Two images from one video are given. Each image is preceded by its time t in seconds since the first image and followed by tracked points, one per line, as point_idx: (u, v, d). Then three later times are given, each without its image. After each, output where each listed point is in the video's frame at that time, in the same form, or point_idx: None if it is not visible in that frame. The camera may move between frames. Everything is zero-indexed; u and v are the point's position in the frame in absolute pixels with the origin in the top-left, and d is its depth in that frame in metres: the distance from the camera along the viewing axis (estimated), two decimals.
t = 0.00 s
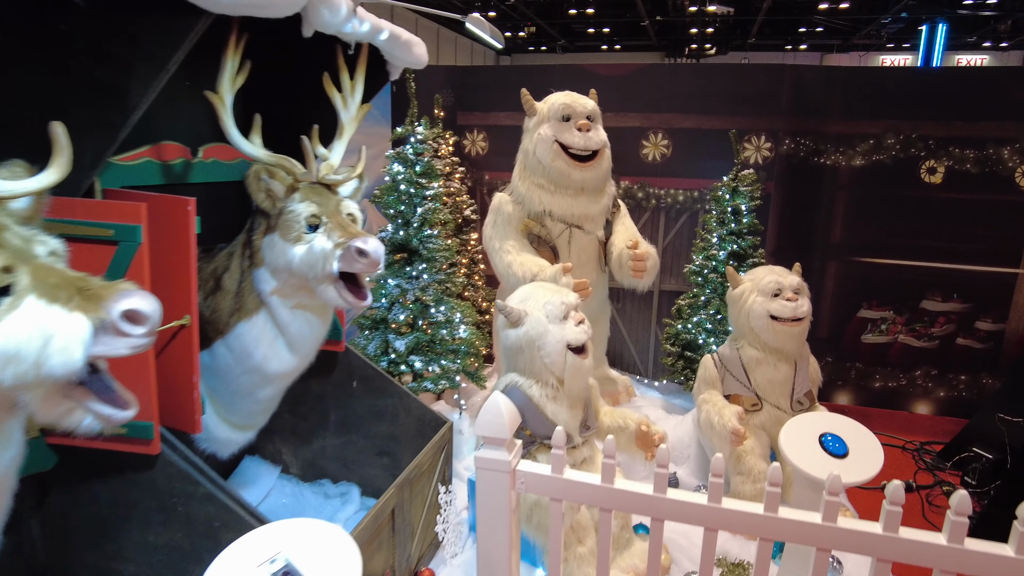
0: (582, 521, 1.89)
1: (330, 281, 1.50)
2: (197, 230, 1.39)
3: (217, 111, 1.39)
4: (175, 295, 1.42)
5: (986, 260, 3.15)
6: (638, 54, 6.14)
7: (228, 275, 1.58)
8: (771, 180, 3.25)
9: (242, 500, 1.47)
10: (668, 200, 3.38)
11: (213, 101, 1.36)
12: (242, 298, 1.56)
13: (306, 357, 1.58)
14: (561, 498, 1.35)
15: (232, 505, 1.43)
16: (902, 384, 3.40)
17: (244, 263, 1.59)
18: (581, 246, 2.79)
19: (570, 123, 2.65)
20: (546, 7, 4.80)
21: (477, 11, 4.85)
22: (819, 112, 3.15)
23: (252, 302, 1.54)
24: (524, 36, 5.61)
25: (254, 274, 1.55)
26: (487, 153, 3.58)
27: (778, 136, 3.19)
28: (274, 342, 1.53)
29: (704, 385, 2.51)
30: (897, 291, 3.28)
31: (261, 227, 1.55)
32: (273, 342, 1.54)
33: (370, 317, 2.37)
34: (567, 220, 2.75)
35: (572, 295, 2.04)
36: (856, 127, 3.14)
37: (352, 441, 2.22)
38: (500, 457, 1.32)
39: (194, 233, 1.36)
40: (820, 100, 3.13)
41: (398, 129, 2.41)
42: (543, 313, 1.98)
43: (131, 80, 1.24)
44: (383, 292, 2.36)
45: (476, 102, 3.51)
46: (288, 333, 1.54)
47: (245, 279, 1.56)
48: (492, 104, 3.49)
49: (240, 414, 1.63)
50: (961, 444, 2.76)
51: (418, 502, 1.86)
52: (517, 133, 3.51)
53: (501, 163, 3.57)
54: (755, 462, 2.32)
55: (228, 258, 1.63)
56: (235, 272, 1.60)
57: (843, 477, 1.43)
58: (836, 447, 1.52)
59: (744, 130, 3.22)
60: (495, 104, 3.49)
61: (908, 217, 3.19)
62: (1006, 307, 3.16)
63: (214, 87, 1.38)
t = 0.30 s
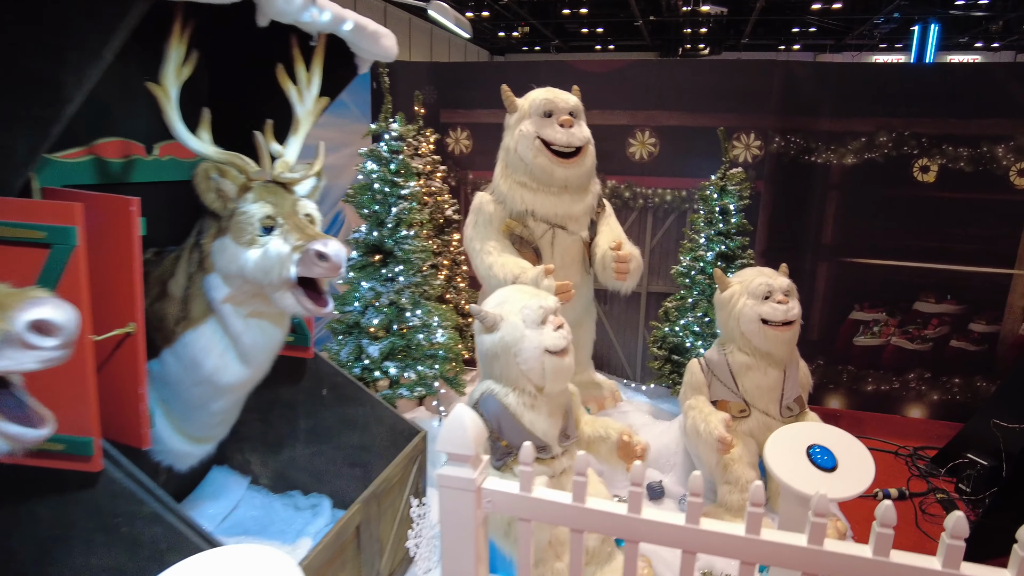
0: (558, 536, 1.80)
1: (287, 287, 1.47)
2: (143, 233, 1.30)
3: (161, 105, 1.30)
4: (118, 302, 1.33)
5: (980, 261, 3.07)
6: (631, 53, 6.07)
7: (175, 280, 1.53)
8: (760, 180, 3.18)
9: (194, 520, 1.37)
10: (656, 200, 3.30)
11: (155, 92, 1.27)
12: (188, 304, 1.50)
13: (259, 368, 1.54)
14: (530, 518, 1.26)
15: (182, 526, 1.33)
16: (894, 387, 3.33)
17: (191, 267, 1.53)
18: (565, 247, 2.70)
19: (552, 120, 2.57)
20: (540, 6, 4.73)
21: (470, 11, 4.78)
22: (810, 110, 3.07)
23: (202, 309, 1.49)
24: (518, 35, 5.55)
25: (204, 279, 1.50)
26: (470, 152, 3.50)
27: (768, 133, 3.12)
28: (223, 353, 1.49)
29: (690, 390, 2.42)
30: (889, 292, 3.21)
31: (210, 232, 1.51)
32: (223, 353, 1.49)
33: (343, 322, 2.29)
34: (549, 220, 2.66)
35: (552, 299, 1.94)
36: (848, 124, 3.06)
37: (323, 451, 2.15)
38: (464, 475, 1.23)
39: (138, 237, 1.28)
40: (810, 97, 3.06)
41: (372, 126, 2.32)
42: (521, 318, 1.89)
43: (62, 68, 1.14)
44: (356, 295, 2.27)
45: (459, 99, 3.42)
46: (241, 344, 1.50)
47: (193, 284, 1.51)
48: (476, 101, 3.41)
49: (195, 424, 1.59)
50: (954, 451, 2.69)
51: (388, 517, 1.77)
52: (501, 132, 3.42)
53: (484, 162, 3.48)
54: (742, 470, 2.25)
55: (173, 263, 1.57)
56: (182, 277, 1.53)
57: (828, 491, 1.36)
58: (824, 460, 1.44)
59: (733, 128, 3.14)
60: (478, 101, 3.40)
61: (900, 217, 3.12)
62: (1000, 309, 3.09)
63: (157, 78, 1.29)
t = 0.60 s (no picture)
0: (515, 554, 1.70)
1: (216, 294, 1.42)
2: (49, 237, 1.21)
3: (66, 97, 1.21)
4: (22, 312, 1.22)
5: (966, 261, 2.98)
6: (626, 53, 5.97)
7: (89, 285, 1.43)
8: (740, 178, 3.09)
9: (108, 548, 1.23)
10: (634, 200, 3.21)
11: (60, 85, 1.19)
12: (102, 313, 1.42)
13: (186, 380, 1.49)
14: (465, 544, 1.16)
15: (93, 554, 1.18)
16: (879, 391, 3.24)
17: (104, 274, 1.43)
18: (536, 248, 2.60)
19: (520, 115, 2.48)
20: (534, 6, 4.64)
21: (465, 10, 4.70)
22: (791, 105, 2.98)
23: (119, 319, 1.41)
24: (512, 35, 5.46)
25: (121, 288, 1.41)
26: (445, 150, 3.40)
27: (748, 130, 3.03)
28: (144, 365, 1.42)
29: (663, 397, 2.32)
30: (873, 293, 3.12)
31: (127, 237, 1.42)
32: (144, 366, 1.42)
33: (298, 328, 2.20)
34: (519, 221, 2.57)
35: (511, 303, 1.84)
36: (831, 120, 2.97)
37: (275, 463, 2.05)
38: (392, 498, 1.14)
39: (44, 240, 1.19)
40: (792, 93, 2.96)
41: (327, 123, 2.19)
42: (479, 324, 1.79)
43: None
44: (312, 300, 2.19)
45: (432, 96, 3.32)
46: (166, 358, 1.43)
47: (108, 291, 1.42)
48: (449, 98, 3.30)
49: (121, 440, 1.51)
50: (938, 457, 2.61)
51: (334, 536, 1.70)
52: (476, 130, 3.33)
53: (459, 160, 3.38)
54: (716, 481, 2.16)
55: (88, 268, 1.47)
56: (96, 284, 1.43)
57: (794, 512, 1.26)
58: (790, 476, 1.35)
59: (711, 125, 3.05)
60: (452, 98, 3.30)
61: (884, 215, 3.03)
62: (987, 309, 3.01)
63: (62, 69, 1.20)
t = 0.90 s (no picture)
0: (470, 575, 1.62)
1: (146, 307, 1.34)
2: None
3: None
4: None
5: (954, 262, 2.90)
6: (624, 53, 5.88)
7: None
8: (722, 177, 2.99)
9: None
10: (613, 200, 3.12)
11: None
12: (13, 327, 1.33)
13: (109, 394, 1.44)
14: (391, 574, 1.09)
15: None
16: (866, 395, 3.15)
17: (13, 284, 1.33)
18: (507, 251, 2.50)
19: (489, 112, 2.39)
20: (532, 6, 4.56)
21: (462, 9, 4.64)
22: (773, 102, 2.89)
23: (33, 333, 1.33)
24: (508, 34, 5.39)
25: (37, 301, 1.33)
26: (420, 150, 3.31)
27: (729, 128, 2.94)
28: (63, 382, 1.36)
29: (636, 405, 2.24)
30: (858, 295, 3.04)
31: (44, 246, 1.33)
32: (63, 382, 1.37)
33: (252, 337, 2.11)
34: (489, 222, 2.48)
35: (469, 309, 1.74)
36: (813, 117, 2.89)
37: (227, 477, 1.96)
38: (313, 526, 1.06)
39: None
40: (774, 89, 2.87)
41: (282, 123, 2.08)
42: (434, 333, 1.69)
43: None
44: (267, 307, 2.09)
45: (405, 94, 3.24)
46: (87, 372, 1.38)
47: (19, 303, 1.33)
48: (423, 96, 3.22)
49: (44, 460, 1.44)
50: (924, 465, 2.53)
51: (278, 557, 1.61)
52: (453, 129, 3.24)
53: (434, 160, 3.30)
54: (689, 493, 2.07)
55: None
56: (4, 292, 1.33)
57: (760, 536, 1.17)
58: (753, 497, 1.26)
59: (691, 123, 2.96)
60: (426, 96, 3.21)
61: (869, 215, 2.95)
62: (976, 311, 2.92)
63: None
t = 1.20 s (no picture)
0: None
1: (98, 304, 1.26)
2: None
3: None
4: None
5: (950, 260, 2.81)
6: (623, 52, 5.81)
7: None
8: (711, 173, 2.90)
9: None
10: (600, 196, 3.04)
11: None
12: None
13: (49, 395, 1.35)
14: None
15: None
16: (860, 397, 3.07)
17: None
18: (487, 248, 2.42)
19: (467, 104, 2.31)
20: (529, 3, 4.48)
21: (459, 6, 4.56)
22: (764, 95, 2.80)
23: None
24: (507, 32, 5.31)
25: None
26: (403, 144, 3.23)
27: (718, 121, 2.84)
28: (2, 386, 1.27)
29: (618, 408, 2.16)
30: (851, 294, 2.95)
31: None
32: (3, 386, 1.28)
33: (217, 338, 2.02)
34: (468, 218, 2.39)
35: (435, 309, 1.66)
36: (805, 110, 2.80)
37: (189, 483, 1.88)
38: (245, 543, 0.98)
39: None
40: (765, 81, 2.78)
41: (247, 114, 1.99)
42: (398, 334, 1.61)
43: None
44: (231, 306, 2.01)
45: (386, 87, 3.15)
46: (24, 374, 1.29)
47: None
48: (405, 89, 3.13)
49: None
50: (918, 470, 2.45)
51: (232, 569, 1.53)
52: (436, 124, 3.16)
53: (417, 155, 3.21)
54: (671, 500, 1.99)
55: None
56: None
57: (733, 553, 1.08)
58: (728, 512, 1.18)
59: (679, 116, 2.88)
60: (408, 89, 3.12)
61: (863, 211, 2.86)
62: (973, 311, 2.83)
63: None
